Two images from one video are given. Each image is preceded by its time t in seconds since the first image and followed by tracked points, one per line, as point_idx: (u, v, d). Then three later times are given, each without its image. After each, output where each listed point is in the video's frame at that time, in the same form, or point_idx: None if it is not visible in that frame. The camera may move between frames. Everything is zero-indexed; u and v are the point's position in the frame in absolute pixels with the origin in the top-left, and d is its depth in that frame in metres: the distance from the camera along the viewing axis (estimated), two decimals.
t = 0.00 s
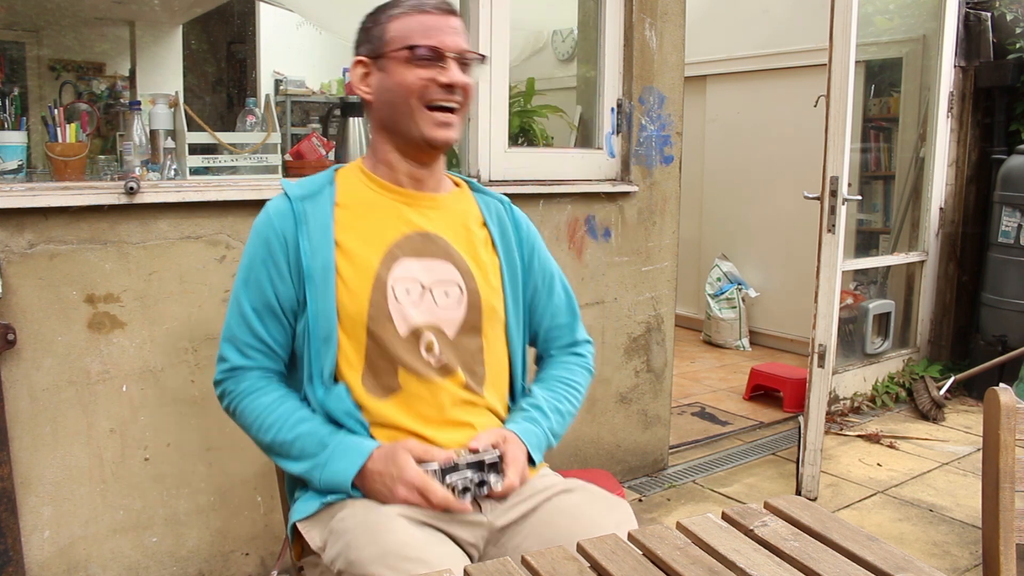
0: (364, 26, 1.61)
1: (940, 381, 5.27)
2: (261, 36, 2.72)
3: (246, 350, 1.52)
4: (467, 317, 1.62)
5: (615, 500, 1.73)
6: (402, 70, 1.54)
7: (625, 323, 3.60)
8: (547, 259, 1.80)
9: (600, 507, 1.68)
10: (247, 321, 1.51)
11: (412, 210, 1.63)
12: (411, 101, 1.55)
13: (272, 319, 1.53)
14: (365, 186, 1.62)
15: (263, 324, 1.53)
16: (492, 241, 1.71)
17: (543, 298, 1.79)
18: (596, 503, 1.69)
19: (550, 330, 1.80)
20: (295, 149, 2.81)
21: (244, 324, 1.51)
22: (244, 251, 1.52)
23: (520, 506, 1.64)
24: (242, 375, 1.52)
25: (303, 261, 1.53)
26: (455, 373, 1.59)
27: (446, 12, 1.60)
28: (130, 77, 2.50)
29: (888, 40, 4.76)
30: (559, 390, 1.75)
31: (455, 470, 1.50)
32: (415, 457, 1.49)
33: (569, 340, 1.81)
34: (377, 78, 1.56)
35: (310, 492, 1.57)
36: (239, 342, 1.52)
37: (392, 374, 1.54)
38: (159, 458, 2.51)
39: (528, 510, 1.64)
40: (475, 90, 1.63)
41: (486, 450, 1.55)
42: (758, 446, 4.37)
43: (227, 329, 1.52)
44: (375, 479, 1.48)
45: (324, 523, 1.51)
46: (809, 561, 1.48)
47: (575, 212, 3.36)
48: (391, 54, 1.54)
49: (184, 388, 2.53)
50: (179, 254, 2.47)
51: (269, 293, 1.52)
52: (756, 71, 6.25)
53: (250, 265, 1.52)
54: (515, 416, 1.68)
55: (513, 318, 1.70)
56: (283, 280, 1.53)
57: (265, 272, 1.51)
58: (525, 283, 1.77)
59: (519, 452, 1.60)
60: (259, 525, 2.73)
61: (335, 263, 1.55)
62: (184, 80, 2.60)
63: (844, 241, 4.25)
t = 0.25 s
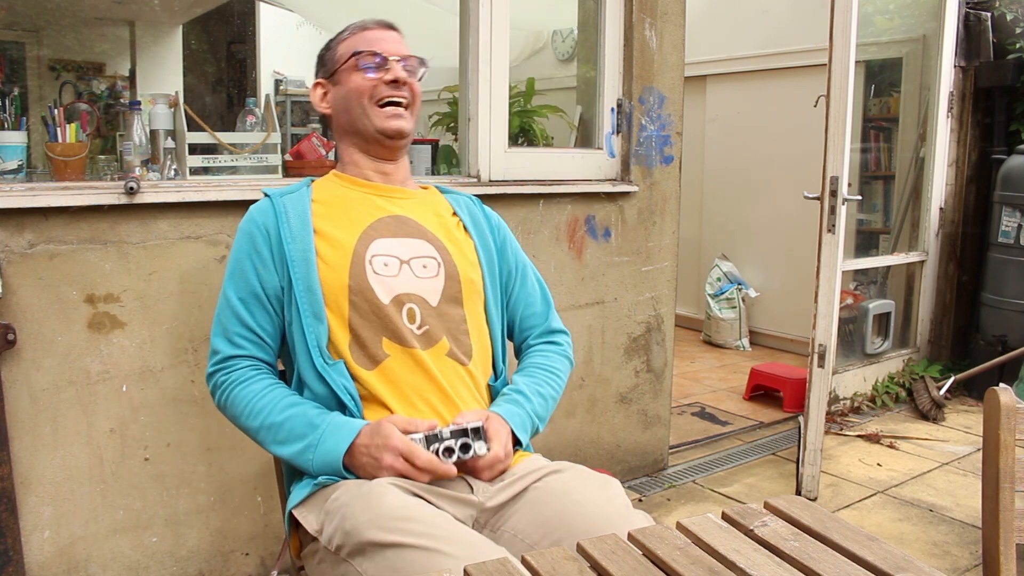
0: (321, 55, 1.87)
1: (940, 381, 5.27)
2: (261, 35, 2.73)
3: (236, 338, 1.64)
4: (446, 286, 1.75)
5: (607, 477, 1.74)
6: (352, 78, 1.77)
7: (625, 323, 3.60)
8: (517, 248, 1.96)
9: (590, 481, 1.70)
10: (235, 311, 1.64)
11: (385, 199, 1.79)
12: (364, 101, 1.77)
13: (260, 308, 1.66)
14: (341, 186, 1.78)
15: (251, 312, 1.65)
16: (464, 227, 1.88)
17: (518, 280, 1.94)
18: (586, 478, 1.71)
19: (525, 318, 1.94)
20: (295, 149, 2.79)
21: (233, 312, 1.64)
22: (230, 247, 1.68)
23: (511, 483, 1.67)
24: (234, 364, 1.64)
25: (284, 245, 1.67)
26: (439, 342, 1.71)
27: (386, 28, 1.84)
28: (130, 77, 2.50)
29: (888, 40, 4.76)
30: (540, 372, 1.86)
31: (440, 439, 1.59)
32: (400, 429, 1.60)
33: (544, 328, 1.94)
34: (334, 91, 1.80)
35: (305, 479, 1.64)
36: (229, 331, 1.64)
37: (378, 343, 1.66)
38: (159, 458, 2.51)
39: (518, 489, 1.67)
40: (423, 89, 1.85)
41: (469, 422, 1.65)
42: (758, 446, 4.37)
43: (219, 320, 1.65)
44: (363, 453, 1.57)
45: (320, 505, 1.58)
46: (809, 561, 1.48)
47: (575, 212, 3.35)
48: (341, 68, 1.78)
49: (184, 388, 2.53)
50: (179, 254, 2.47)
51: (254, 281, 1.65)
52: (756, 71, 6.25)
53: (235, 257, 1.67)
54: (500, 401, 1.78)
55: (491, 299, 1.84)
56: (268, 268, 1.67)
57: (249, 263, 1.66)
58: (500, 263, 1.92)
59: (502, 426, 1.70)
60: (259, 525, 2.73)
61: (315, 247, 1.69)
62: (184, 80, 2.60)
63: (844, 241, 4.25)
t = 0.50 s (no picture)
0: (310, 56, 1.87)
1: (940, 381, 5.27)
2: (261, 35, 2.73)
3: (234, 344, 1.65)
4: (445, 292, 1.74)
5: (612, 499, 1.76)
6: (339, 82, 1.77)
7: (625, 323, 3.60)
8: (517, 247, 1.95)
9: (595, 506, 1.71)
10: (232, 317, 1.64)
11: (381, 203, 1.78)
12: (352, 105, 1.77)
13: (257, 313, 1.66)
14: (338, 189, 1.78)
15: (248, 317, 1.66)
16: (463, 228, 1.87)
17: (518, 279, 1.93)
18: (591, 502, 1.73)
19: (525, 318, 1.94)
20: (295, 149, 2.79)
21: (231, 318, 1.65)
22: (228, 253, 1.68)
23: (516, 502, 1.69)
24: (234, 371, 1.65)
25: (280, 250, 1.67)
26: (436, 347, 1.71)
27: (374, 27, 1.83)
28: (130, 77, 2.50)
29: (888, 40, 4.76)
30: (540, 372, 1.85)
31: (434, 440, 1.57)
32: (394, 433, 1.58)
33: (542, 328, 1.94)
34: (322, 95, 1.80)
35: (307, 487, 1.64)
36: (227, 338, 1.65)
37: (376, 351, 1.66)
38: (159, 458, 2.51)
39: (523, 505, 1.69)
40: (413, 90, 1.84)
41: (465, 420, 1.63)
42: (758, 446, 4.37)
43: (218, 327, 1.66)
44: (358, 460, 1.56)
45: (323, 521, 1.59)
46: (809, 561, 1.48)
47: (575, 212, 3.35)
48: (329, 72, 1.78)
49: (184, 388, 2.53)
50: (179, 255, 2.47)
51: (251, 287, 1.65)
52: (756, 71, 6.25)
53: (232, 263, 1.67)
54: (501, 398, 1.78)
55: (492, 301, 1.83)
56: (265, 274, 1.67)
57: (246, 269, 1.66)
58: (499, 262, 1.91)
59: (501, 421, 1.68)
60: (259, 525, 2.73)
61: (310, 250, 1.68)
62: (184, 80, 2.60)
63: (844, 241, 4.25)
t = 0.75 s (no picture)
0: (322, 36, 1.79)
1: (940, 381, 5.27)
2: (261, 35, 2.72)
3: (234, 343, 1.64)
4: (451, 304, 1.73)
5: (606, 476, 1.76)
6: (354, 73, 1.70)
7: (625, 323, 3.60)
8: (528, 246, 1.94)
9: (590, 482, 1.71)
10: (232, 315, 1.63)
11: (390, 204, 1.75)
12: (366, 100, 1.71)
13: (257, 312, 1.65)
14: (343, 183, 1.76)
15: (249, 317, 1.65)
16: (473, 228, 1.85)
17: (526, 279, 1.93)
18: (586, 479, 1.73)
19: (530, 316, 1.95)
20: (295, 149, 2.81)
21: (231, 316, 1.64)
22: (228, 244, 1.66)
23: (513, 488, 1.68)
24: (231, 369, 1.65)
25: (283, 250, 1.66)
26: (443, 359, 1.71)
27: (394, 13, 1.75)
28: (130, 77, 2.50)
29: (888, 40, 4.76)
30: (543, 372, 1.88)
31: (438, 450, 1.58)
32: (398, 441, 1.60)
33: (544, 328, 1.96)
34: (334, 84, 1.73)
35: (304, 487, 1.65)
36: (226, 336, 1.64)
37: (380, 363, 1.67)
38: (159, 458, 2.51)
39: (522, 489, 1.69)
40: (430, 84, 1.78)
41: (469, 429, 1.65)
42: (758, 446, 4.37)
43: (217, 323, 1.64)
44: (360, 466, 1.56)
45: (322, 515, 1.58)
46: (809, 561, 1.48)
47: (575, 212, 3.36)
48: (343, 60, 1.71)
49: (184, 388, 2.53)
50: (179, 254, 2.47)
51: (252, 285, 1.64)
52: (756, 71, 6.25)
53: (233, 258, 1.65)
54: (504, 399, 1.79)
55: (498, 306, 1.84)
56: (267, 273, 1.66)
57: (248, 266, 1.64)
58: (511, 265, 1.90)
59: (503, 429, 1.70)
60: (259, 525, 2.73)
61: (317, 255, 1.66)
62: (184, 79, 2.60)
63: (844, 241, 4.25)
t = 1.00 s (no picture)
0: (342, 22, 1.70)
1: (940, 381, 5.27)
2: (261, 35, 2.72)
3: (241, 355, 1.64)
4: (467, 320, 1.73)
5: (615, 498, 1.80)
6: (384, 69, 1.64)
7: (625, 323, 3.60)
8: (542, 255, 1.93)
9: (597, 506, 1.76)
10: (240, 328, 1.62)
11: (403, 209, 1.72)
12: (395, 99, 1.65)
13: (264, 324, 1.64)
14: (356, 186, 1.72)
15: (257, 329, 1.64)
16: (492, 235, 1.84)
17: (537, 288, 1.92)
18: (593, 501, 1.77)
19: (535, 327, 1.95)
20: (295, 149, 2.80)
21: (238, 328, 1.63)
22: (235, 251, 1.63)
23: (521, 509, 1.73)
24: (237, 380, 1.65)
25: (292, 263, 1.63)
26: (456, 379, 1.71)
27: (425, 7, 1.69)
28: (130, 77, 2.50)
29: (888, 39, 4.76)
30: (546, 389, 1.89)
31: (447, 479, 1.59)
32: (406, 468, 1.58)
33: (549, 339, 1.97)
34: (358, 76, 1.66)
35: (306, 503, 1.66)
36: (233, 347, 1.64)
37: (392, 383, 1.66)
38: (159, 458, 2.51)
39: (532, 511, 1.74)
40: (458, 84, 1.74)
41: (479, 455, 1.66)
42: (758, 446, 4.37)
43: (224, 333, 1.63)
44: (367, 492, 1.57)
45: (325, 536, 1.60)
46: (808, 561, 1.48)
47: (575, 212, 3.36)
48: (373, 54, 1.64)
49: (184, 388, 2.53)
50: (179, 254, 2.47)
51: (260, 298, 1.62)
52: (756, 71, 6.25)
53: (241, 268, 1.62)
54: (510, 417, 1.81)
55: (510, 319, 1.83)
56: (275, 285, 1.63)
57: (256, 278, 1.62)
58: (524, 273, 1.89)
59: (513, 453, 1.71)
60: (259, 525, 2.73)
61: (327, 269, 1.64)
62: (185, 80, 2.60)
63: (844, 242, 4.25)
